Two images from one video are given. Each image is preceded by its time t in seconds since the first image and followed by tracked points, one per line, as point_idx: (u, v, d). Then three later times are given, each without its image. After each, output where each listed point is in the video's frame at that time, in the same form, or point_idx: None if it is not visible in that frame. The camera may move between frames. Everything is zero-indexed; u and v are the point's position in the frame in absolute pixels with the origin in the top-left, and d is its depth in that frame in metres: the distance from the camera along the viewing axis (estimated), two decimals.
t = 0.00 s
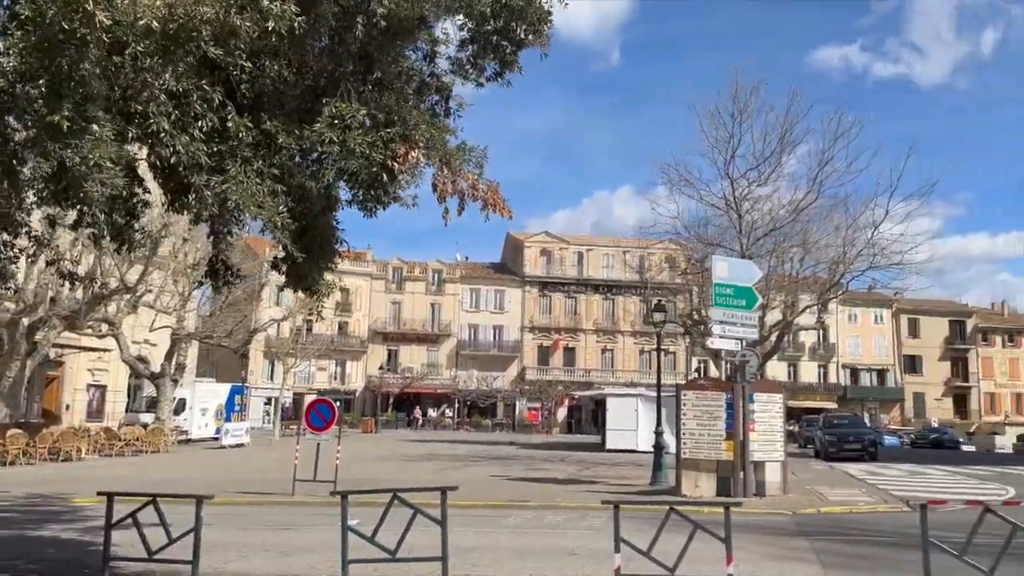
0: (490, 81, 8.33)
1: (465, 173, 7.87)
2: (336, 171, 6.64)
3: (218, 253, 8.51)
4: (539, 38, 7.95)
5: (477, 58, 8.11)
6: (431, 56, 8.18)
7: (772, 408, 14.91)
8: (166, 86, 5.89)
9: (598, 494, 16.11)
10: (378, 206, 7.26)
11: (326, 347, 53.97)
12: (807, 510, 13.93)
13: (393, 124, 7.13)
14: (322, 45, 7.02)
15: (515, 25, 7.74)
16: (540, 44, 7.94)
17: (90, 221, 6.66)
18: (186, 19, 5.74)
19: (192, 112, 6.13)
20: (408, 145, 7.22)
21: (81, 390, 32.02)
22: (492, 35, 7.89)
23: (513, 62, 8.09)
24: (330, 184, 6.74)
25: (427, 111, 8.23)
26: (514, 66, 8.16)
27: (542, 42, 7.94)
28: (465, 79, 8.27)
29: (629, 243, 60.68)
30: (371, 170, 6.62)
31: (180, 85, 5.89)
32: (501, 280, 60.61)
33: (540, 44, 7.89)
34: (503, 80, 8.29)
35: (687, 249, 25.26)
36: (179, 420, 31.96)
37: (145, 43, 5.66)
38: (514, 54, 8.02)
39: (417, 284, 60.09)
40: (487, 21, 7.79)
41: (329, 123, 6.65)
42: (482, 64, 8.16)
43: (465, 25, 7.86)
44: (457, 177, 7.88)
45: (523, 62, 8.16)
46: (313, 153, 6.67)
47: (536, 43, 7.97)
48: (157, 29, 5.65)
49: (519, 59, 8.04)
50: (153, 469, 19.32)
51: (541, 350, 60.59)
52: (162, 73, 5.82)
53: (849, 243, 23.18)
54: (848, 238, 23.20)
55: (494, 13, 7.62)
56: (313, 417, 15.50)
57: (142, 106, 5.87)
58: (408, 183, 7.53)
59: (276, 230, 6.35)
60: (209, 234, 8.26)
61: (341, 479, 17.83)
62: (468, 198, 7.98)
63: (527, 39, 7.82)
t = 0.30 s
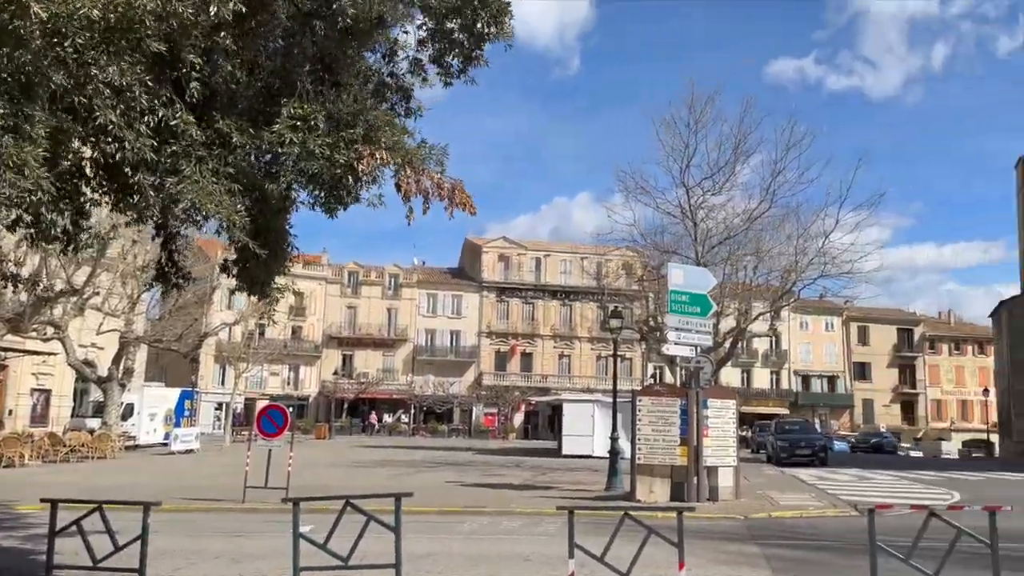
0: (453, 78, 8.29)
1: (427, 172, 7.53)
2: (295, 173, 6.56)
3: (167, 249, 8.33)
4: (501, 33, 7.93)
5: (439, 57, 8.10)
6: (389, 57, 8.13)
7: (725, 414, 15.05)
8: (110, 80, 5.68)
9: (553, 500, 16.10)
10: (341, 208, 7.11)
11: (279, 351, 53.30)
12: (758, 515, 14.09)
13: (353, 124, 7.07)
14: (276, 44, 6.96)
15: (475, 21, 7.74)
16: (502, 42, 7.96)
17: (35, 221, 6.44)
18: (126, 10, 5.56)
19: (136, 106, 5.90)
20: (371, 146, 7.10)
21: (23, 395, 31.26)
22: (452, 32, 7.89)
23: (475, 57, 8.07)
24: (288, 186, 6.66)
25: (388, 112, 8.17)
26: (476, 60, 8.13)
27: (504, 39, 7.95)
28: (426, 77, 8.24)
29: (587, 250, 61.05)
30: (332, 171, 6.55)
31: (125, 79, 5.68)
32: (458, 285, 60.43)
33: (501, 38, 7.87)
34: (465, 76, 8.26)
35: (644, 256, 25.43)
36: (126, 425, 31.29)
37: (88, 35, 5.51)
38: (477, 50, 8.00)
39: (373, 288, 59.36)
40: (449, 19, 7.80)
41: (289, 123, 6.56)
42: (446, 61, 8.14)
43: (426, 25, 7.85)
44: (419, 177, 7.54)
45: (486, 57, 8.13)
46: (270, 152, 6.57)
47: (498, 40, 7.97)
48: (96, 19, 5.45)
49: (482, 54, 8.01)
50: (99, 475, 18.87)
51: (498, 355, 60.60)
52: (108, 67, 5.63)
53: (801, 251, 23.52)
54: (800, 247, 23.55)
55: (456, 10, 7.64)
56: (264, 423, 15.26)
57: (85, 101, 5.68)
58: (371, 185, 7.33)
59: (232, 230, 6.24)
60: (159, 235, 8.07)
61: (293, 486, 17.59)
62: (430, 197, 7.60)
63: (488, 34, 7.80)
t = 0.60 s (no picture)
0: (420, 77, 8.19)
1: (390, 172, 7.73)
2: (252, 173, 6.48)
3: (121, 250, 8.16)
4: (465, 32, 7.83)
5: (404, 56, 8.00)
6: (352, 59, 8.06)
7: (682, 419, 15.17)
8: (53, 77, 5.61)
9: (511, 506, 16.10)
10: (303, 210, 7.00)
11: (233, 356, 52.57)
12: (713, 520, 14.23)
13: (312, 124, 7.00)
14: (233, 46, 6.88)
15: (436, 20, 7.67)
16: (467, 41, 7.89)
17: None
18: (68, 12, 5.59)
19: (80, 102, 5.80)
20: (330, 146, 7.03)
21: None
22: (416, 31, 7.80)
23: (442, 56, 7.93)
24: (247, 187, 6.57)
25: (351, 113, 8.09)
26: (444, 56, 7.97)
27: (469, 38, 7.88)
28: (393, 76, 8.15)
29: (547, 256, 61.35)
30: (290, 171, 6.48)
31: (70, 76, 5.62)
32: (417, 291, 60.19)
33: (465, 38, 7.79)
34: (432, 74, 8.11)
35: (602, 263, 25.58)
36: (74, 432, 30.60)
37: (29, 40, 5.50)
38: (444, 46, 7.86)
39: (331, 293, 59.12)
40: (412, 17, 7.71)
41: (247, 124, 6.48)
42: (412, 60, 8.04)
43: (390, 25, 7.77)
44: (383, 176, 7.74)
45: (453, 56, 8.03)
46: (227, 154, 6.48)
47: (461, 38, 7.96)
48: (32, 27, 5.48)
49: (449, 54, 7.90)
50: (46, 483, 18.45)
51: (457, 361, 60.44)
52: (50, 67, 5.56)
53: (756, 259, 23.83)
54: (755, 255, 23.87)
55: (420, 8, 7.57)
56: (217, 430, 15.05)
57: (28, 98, 5.58)
58: (334, 185, 7.32)
59: (189, 231, 6.13)
60: (112, 237, 7.90)
61: (247, 494, 17.36)
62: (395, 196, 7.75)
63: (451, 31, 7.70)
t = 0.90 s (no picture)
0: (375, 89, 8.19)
1: (346, 181, 7.59)
2: (204, 176, 6.38)
3: (71, 255, 8.00)
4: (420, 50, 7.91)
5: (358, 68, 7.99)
6: (310, 66, 7.99)
7: (641, 426, 15.24)
8: None
9: (470, 513, 16.04)
10: (254, 215, 6.95)
11: (189, 363, 51.77)
12: (672, 526, 14.30)
13: (266, 129, 7.00)
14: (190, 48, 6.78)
15: (393, 36, 7.70)
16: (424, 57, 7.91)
17: None
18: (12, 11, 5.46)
19: (24, 102, 5.76)
20: (283, 152, 6.96)
21: None
22: (374, 44, 7.77)
23: (395, 70, 7.98)
24: (198, 191, 6.47)
25: (309, 118, 8.04)
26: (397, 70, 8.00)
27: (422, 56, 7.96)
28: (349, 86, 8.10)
29: (508, 262, 61.45)
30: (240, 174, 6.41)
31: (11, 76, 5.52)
32: (378, 297, 59.84)
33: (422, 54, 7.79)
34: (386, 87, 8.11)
35: (564, 270, 25.66)
36: (24, 440, 29.91)
37: None
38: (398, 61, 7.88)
39: (289, 298, 58.49)
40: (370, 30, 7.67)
41: (199, 126, 6.38)
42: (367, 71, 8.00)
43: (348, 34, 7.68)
44: (338, 184, 7.61)
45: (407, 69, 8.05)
46: (178, 157, 6.37)
47: (413, 55, 8.04)
48: None
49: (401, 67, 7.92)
50: None
51: (418, 367, 60.14)
52: None
53: (715, 267, 24.07)
54: (714, 263, 24.10)
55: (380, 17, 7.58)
56: (171, 437, 14.79)
57: None
58: (287, 191, 7.28)
59: (137, 234, 6.03)
60: (61, 241, 7.73)
61: (201, 502, 17.09)
62: (349, 205, 7.60)
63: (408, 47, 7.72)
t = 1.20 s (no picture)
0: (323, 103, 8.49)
1: (297, 194, 7.82)
2: (153, 183, 6.33)
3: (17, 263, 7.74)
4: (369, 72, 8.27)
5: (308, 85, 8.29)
6: (265, 73, 7.99)
7: (604, 433, 15.18)
8: None
9: (430, 521, 15.93)
10: (199, 221, 6.94)
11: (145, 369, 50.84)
12: (633, 532, 14.34)
13: (217, 137, 6.79)
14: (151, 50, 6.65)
15: (347, 56, 8.06)
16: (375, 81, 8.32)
17: None
18: None
19: None
20: (233, 160, 6.86)
21: None
22: (322, 60, 8.11)
23: (340, 89, 8.40)
24: (148, 198, 6.40)
25: (259, 124, 7.98)
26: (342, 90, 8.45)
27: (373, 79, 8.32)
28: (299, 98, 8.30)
29: (472, 269, 61.42)
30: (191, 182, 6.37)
31: None
32: (339, 302, 59.39)
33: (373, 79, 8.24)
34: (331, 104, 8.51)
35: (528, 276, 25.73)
36: None
37: None
38: (342, 82, 8.34)
39: (248, 304, 57.80)
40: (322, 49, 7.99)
41: (148, 130, 6.32)
42: (315, 87, 8.33)
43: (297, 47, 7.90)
44: (288, 197, 7.93)
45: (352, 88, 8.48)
46: (128, 163, 6.30)
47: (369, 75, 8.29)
48: None
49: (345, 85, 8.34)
50: None
51: (380, 374, 59.80)
52: None
53: (676, 274, 24.23)
54: (675, 270, 24.28)
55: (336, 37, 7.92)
56: (125, 445, 14.50)
57: None
58: (237, 200, 7.38)
59: (83, 242, 5.94)
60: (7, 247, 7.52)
61: (156, 512, 16.76)
62: (296, 216, 7.96)
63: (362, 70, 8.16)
